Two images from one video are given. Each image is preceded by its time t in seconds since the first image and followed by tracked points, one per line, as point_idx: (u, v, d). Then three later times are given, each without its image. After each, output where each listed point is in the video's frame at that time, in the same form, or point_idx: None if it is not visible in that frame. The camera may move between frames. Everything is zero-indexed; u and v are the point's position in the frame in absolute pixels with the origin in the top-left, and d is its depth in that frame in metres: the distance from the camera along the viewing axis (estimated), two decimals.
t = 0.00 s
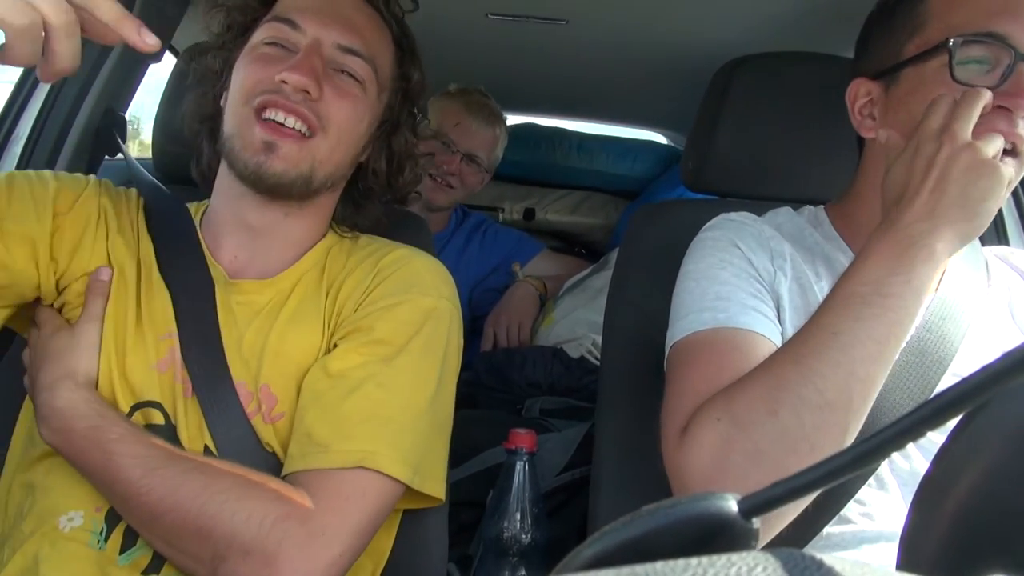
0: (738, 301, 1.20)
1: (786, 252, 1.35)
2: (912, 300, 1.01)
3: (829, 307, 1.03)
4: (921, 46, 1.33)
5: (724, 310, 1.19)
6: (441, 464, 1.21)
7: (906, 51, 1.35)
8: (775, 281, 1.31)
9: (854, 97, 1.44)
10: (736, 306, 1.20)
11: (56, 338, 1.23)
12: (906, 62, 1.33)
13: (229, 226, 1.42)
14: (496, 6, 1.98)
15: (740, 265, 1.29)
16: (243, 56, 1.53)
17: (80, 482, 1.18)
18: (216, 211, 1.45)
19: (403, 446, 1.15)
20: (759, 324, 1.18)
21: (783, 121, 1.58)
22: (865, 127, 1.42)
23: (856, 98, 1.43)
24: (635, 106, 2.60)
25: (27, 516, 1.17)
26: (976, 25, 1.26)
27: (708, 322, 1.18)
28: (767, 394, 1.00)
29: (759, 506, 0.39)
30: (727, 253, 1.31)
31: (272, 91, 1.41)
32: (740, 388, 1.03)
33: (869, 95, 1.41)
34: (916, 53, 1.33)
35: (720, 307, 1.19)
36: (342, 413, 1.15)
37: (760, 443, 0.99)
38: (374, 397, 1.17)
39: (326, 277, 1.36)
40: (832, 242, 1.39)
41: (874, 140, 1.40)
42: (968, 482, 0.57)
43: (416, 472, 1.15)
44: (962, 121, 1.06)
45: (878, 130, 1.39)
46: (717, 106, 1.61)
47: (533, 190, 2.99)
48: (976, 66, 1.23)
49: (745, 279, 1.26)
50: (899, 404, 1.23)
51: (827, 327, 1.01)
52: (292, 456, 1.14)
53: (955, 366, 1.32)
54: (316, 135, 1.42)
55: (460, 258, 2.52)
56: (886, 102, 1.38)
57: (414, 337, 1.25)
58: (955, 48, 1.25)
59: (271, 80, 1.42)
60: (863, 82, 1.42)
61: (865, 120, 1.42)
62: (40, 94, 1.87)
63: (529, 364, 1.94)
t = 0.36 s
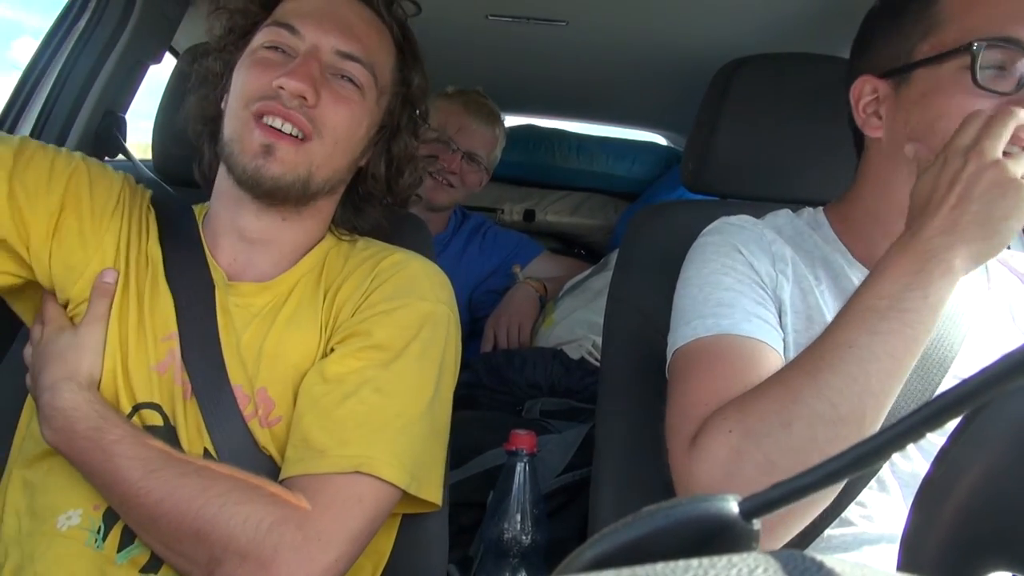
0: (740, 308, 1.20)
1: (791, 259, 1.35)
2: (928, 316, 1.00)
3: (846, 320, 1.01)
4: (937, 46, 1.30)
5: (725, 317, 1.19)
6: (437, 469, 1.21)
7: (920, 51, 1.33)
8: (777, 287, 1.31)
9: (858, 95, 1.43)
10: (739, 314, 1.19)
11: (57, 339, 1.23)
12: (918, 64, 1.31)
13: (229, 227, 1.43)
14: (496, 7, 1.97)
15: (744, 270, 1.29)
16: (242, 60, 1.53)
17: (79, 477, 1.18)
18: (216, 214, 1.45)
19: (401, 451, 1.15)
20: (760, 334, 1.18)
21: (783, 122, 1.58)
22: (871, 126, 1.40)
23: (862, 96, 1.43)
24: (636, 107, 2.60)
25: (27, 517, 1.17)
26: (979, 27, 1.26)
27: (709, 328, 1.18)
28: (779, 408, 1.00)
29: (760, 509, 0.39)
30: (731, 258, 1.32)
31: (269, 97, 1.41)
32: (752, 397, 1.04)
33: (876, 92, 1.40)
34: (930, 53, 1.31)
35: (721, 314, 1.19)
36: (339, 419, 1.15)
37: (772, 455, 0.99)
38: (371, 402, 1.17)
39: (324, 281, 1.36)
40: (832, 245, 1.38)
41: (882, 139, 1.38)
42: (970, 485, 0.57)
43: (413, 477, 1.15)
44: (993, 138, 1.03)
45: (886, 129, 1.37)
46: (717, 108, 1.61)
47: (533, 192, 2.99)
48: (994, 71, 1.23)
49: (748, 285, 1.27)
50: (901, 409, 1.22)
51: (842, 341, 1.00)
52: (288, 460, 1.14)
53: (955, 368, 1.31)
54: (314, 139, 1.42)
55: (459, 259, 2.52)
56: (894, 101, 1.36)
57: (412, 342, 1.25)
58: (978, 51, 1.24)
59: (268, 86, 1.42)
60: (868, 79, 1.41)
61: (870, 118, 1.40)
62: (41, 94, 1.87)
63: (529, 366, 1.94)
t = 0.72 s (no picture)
0: (694, 335, 1.20)
1: (779, 265, 1.32)
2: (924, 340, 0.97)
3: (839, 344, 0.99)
4: (963, 47, 1.30)
5: (680, 344, 1.19)
6: (438, 465, 1.21)
7: (942, 52, 1.32)
8: (757, 304, 1.28)
9: (871, 93, 1.42)
10: (692, 342, 1.19)
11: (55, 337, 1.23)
12: (943, 64, 1.31)
13: (226, 225, 1.42)
14: (496, 7, 1.98)
15: (715, 289, 1.27)
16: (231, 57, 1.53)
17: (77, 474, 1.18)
18: (213, 212, 1.45)
19: (401, 447, 1.15)
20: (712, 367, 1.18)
21: (784, 122, 1.58)
22: (886, 126, 1.38)
23: (875, 94, 1.41)
24: (637, 107, 2.61)
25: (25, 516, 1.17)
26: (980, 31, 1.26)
27: (661, 353, 1.18)
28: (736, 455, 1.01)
29: (758, 508, 0.39)
30: (710, 275, 1.29)
31: (257, 95, 1.41)
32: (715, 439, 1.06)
33: (891, 91, 1.39)
34: (955, 54, 1.31)
35: (676, 339, 1.19)
36: (342, 413, 1.15)
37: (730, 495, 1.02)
38: (370, 397, 1.17)
39: (320, 278, 1.35)
40: (832, 246, 1.36)
41: (898, 139, 1.36)
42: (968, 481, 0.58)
43: (413, 472, 1.15)
44: None
45: (904, 129, 1.35)
46: (716, 108, 1.61)
47: (532, 191, 2.98)
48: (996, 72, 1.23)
49: (715, 307, 1.25)
50: (893, 406, 1.26)
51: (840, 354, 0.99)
52: (288, 457, 1.15)
53: (953, 367, 1.32)
54: (305, 135, 1.42)
55: (459, 259, 2.52)
56: (912, 100, 1.35)
57: (409, 338, 1.25)
58: (1015, 54, 1.24)
59: (255, 83, 1.43)
60: (883, 78, 1.40)
61: (885, 117, 1.39)
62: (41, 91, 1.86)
63: (528, 365, 1.94)
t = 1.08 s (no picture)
0: (681, 393, 1.28)
1: (759, 287, 1.34)
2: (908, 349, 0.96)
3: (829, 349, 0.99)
4: (919, 45, 1.35)
5: (668, 403, 1.28)
6: (437, 464, 1.21)
7: (904, 50, 1.37)
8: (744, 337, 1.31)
9: (845, 96, 1.47)
10: (679, 401, 1.28)
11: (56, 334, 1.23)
12: (903, 62, 1.36)
13: (225, 227, 1.43)
14: (495, 8, 1.98)
15: (697, 331, 1.31)
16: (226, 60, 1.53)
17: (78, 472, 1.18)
18: (212, 215, 1.45)
19: (400, 448, 1.15)
20: (701, 416, 1.27)
21: (783, 122, 1.58)
22: (857, 125, 1.44)
23: (849, 97, 1.46)
24: (636, 107, 2.61)
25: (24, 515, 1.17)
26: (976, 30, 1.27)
27: (653, 413, 1.29)
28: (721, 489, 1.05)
29: (758, 506, 0.39)
30: (690, 317, 1.33)
31: (251, 101, 1.41)
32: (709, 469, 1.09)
33: (862, 93, 1.44)
34: (915, 51, 1.35)
35: (665, 399, 1.29)
36: (342, 413, 1.14)
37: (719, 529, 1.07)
38: (369, 398, 1.17)
39: (319, 279, 1.35)
40: (821, 255, 1.37)
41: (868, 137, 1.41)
42: (969, 481, 0.58)
43: (412, 473, 1.15)
44: None
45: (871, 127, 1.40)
46: (715, 108, 1.61)
47: (531, 191, 2.98)
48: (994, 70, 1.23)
49: (699, 353, 1.30)
50: (893, 405, 1.25)
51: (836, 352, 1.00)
52: (289, 457, 1.15)
53: (952, 365, 1.31)
54: (300, 141, 1.42)
55: (459, 259, 2.52)
56: (878, 99, 1.40)
57: (407, 340, 1.25)
58: (959, 50, 1.29)
59: (249, 89, 1.43)
60: (855, 79, 1.45)
61: (857, 117, 1.44)
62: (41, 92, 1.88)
63: (528, 365, 1.94)
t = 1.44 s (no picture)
0: (674, 391, 1.28)
1: (754, 284, 1.34)
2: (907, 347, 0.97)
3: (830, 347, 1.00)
4: (891, 51, 1.35)
5: (661, 402, 1.29)
6: (433, 464, 1.21)
7: (877, 56, 1.38)
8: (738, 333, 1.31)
9: (826, 100, 1.47)
10: (671, 399, 1.28)
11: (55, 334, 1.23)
12: (875, 68, 1.36)
13: (223, 226, 1.43)
14: (494, 7, 1.98)
15: (690, 330, 1.31)
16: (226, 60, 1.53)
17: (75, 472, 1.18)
18: (210, 215, 1.45)
19: (394, 448, 1.15)
20: (693, 413, 1.27)
21: (782, 122, 1.58)
22: (839, 129, 1.44)
23: (830, 101, 1.47)
24: (635, 107, 2.61)
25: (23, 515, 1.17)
26: (975, 29, 1.26)
27: (647, 412, 1.29)
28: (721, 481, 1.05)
29: (757, 506, 0.39)
30: (684, 316, 1.33)
31: (250, 101, 1.41)
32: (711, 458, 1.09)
33: (842, 96, 1.44)
34: (887, 57, 1.36)
35: (659, 398, 1.29)
36: (336, 411, 1.14)
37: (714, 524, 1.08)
38: (365, 397, 1.17)
39: (318, 278, 1.35)
40: (815, 252, 1.37)
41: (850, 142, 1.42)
42: (967, 481, 0.58)
43: (405, 474, 1.15)
44: None
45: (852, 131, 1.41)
46: (715, 107, 1.61)
47: (530, 191, 2.98)
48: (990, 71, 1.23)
49: (693, 351, 1.30)
50: (889, 402, 1.24)
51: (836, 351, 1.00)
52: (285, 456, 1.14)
53: (949, 363, 1.31)
54: (299, 140, 1.42)
55: (458, 259, 2.52)
56: (855, 103, 1.40)
57: (404, 339, 1.25)
58: (922, 57, 1.30)
59: (247, 88, 1.42)
60: (835, 84, 1.45)
61: (839, 120, 1.44)
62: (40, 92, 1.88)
63: (528, 365, 1.94)
